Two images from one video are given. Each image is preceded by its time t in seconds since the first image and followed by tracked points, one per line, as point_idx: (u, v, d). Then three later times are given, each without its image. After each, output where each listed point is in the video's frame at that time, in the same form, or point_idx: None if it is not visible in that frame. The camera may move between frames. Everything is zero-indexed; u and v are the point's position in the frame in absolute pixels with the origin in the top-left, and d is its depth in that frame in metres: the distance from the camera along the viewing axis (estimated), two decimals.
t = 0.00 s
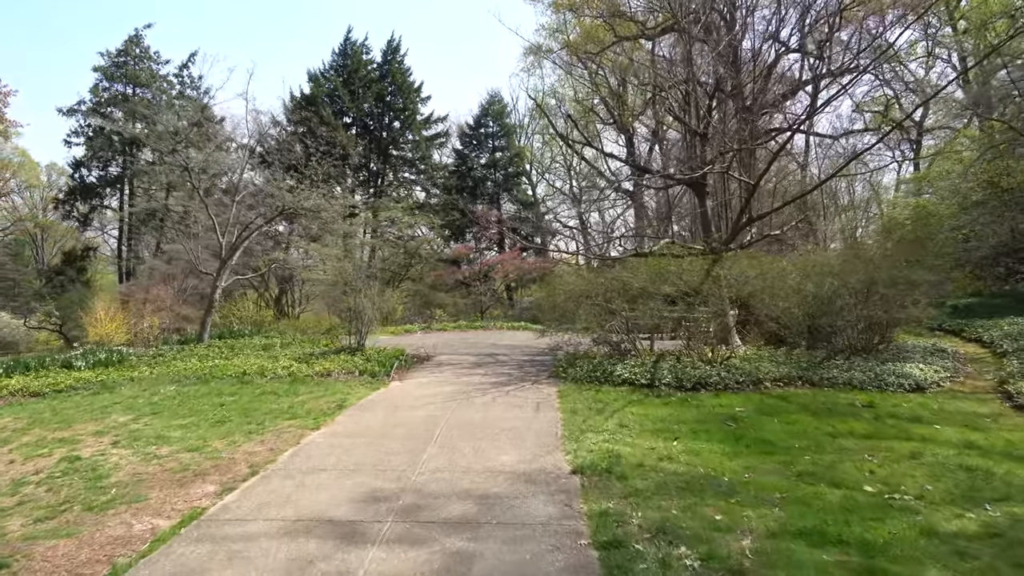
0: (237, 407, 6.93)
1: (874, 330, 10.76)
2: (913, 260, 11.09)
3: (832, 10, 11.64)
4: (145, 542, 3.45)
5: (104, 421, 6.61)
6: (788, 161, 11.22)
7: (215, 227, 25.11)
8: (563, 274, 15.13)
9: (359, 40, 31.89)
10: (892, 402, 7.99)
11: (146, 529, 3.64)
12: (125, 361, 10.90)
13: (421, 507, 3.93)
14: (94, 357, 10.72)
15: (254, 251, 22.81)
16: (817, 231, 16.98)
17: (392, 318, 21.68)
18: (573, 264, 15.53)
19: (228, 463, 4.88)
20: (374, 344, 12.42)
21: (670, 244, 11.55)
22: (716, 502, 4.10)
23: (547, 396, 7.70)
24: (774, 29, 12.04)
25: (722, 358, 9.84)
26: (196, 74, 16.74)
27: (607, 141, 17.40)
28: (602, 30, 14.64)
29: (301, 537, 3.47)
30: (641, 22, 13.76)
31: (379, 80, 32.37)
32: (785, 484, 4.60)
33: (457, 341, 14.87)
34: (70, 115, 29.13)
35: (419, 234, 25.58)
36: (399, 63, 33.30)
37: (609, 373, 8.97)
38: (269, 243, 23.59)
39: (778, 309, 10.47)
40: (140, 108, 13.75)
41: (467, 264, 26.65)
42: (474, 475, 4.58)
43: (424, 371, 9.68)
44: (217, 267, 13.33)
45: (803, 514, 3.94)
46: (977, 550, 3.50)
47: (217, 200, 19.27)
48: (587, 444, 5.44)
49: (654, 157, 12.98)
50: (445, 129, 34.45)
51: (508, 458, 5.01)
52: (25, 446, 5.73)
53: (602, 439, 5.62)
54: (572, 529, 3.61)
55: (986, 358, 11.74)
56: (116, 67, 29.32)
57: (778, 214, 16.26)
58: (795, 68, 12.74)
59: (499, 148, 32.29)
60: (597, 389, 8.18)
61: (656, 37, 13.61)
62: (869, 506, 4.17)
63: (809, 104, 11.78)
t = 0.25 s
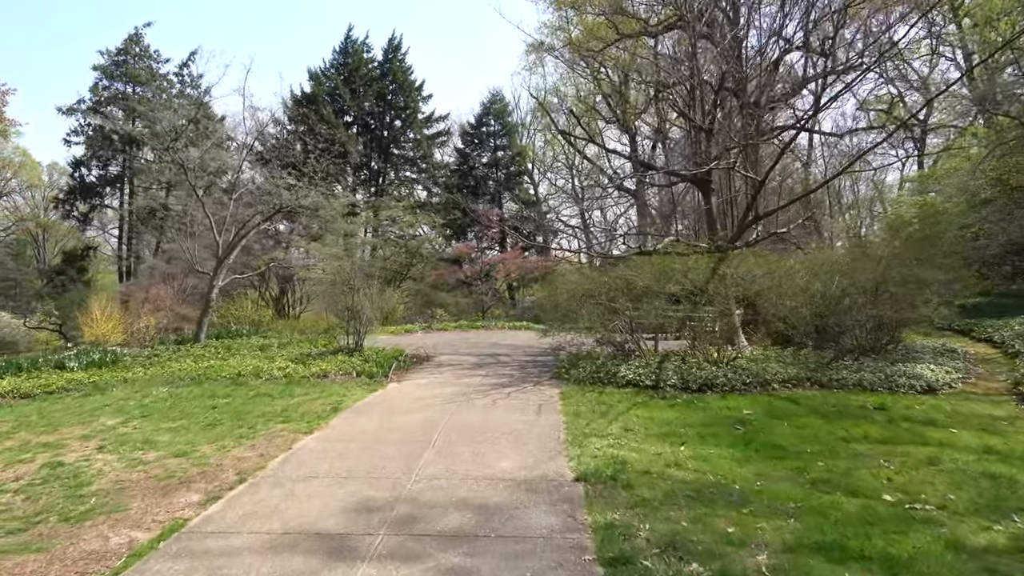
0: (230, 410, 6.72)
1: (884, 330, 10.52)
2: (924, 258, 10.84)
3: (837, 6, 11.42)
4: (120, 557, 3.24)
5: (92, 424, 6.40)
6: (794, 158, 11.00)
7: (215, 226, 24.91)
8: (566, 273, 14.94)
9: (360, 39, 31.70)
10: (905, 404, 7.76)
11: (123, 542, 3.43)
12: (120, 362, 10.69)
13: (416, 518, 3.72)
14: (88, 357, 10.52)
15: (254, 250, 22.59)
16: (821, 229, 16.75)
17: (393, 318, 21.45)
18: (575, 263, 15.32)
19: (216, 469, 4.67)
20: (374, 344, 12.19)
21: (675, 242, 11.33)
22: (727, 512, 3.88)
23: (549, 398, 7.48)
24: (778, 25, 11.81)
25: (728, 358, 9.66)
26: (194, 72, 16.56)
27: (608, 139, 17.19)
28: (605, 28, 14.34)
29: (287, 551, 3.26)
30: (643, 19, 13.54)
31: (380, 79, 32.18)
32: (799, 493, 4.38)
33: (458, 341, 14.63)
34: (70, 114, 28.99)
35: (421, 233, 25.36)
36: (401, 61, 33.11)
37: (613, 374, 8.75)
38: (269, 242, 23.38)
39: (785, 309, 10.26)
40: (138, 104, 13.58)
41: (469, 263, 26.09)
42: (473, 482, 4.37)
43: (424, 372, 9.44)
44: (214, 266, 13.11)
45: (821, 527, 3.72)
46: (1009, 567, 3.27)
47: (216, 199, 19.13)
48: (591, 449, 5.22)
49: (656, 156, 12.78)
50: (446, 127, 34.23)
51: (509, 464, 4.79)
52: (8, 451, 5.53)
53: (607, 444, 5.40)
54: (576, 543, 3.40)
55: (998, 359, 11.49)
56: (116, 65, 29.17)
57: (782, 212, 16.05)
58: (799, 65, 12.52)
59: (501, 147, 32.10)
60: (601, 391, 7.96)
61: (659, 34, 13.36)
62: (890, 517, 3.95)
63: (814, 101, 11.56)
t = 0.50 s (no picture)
0: (223, 414, 6.51)
1: (895, 332, 10.27)
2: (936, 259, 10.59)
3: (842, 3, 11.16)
4: None
5: (81, 429, 6.20)
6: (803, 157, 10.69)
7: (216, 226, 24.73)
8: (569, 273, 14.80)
9: (362, 38, 31.52)
10: (919, 409, 7.52)
11: (99, 559, 3.22)
12: (116, 364, 10.49)
13: (413, 534, 3.51)
14: (83, 359, 10.33)
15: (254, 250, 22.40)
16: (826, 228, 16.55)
17: (394, 318, 21.26)
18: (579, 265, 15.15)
19: (204, 479, 4.46)
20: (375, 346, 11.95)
21: (681, 242, 11.11)
22: (743, 527, 3.66)
23: (553, 402, 7.26)
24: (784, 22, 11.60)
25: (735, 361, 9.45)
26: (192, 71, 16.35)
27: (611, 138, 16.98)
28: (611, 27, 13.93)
29: (273, 571, 3.05)
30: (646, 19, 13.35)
31: (382, 78, 31.99)
32: (816, 505, 4.16)
33: (459, 342, 14.42)
34: (71, 114, 28.87)
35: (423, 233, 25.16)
36: (403, 60, 32.93)
37: (618, 378, 8.50)
38: (270, 242, 23.19)
39: (794, 310, 10.01)
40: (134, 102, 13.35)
41: (471, 263, 25.98)
42: (473, 494, 4.15)
43: (425, 374, 9.22)
44: (211, 266, 12.90)
45: (842, 544, 3.49)
46: None
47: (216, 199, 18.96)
48: (597, 458, 5.00)
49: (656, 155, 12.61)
50: (449, 127, 34.02)
51: (510, 474, 4.59)
52: None
53: (613, 452, 5.18)
54: (582, 562, 3.18)
55: (1011, 361, 11.23)
56: (118, 64, 29.04)
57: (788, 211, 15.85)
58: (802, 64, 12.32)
59: (504, 147, 31.90)
60: (606, 395, 7.74)
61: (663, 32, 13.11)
62: (914, 532, 3.72)
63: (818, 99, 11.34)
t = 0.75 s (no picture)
0: (216, 419, 6.30)
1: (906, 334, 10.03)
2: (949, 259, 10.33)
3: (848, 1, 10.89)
4: None
5: (69, 434, 6.00)
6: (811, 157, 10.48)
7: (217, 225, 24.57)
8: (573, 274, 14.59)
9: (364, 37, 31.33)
10: (935, 414, 7.29)
11: None
12: (112, 366, 10.31)
13: (409, 550, 3.31)
14: (78, 360, 10.14)
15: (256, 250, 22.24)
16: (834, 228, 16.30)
17: (396, 319, 21.09)
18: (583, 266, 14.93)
19: (191, 489, 4.26)
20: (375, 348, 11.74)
21: (687, 241, 10.89)
22: (760, 544, 3.44)
23: (557, 407, 7.03)
24: (790, 21, 11.37)
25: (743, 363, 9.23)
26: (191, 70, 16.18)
27: (615, 138, 16.76)
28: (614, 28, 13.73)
29: None
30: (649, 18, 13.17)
31: (384, 77, 31.81)
32: (836, 518, 3.94)
33: (461, 343, 14.19)
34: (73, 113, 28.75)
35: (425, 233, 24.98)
36: (405, 59, 32.74)
37: (623, 381, 8.29)
38: (271, 242, 23.01)
39: (804, 311, 9.76)
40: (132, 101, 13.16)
41: (474, 263, 25.93)
42: (474, 506, 3.95)
43: (425, 376, 9.01)
44: (210, 267, 12.71)
45: (867, 564, 3.27)
46: None
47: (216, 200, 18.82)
48: (603, 466, 4.78)
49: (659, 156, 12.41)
50: (451, 126, 33.79)
51: (512, 484, 4.37)
52: None
53: (620, 460, 4.96)
54: None
55: None
56: (119, 64, 28.92)
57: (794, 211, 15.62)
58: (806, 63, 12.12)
59: (506, 146, 31.68)
60: (611, 399, 7.52)
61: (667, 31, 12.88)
62: (942, 549, 3.50)
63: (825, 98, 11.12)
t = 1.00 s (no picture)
0: (208, 425, 6.08)
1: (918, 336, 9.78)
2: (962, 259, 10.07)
3: None
4: None
5: (55, 441, 5.79)
6: (819, 156, 10.26)
7: (217, 225, 24.38)
8: (576, 275, 14.38)
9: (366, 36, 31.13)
10: (951, 419, 7.05)
11: None
12: (107, 368, 10.12)
13: (405, 570, 3.10)
14: (72, 363, 9.94)
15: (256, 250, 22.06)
16: (839, 228, 16.08)
17: (398, 320, 20.92)
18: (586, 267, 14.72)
19: (176, 502, 4.05)
20: (375, 349, 11.54)
21: (693, 241, 10.67)
22: (780, 564, 3.23)
23: (560, 412, 6.82)
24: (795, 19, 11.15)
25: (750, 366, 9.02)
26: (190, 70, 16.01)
27: (617, 138, 16.56)
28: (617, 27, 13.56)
29: None
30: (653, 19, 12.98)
31: (386, 76, 31.61)
32: (856, 534, 3.73)
33: (462, 344, 13.97)
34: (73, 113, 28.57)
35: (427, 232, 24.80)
36: (407, 58, 32.56)
37: (629, 385, 8.07)
38: (271, 242, 22.83)
39: (813, 314, 9.51)
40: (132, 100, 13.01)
41: (476, 263, 25.71)
42: (473, 521, 3.74)
43: (425, 380, 8.81)
44: (207, 267, 12.52)
45: None
46: None
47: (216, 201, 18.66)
48: (610, 477, 4.56)
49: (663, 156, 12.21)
50: (453, 125, 33.60)
51: (514, 496, 4.16)
52: None
53: (627, 470, 4.73)
54: None
55: None
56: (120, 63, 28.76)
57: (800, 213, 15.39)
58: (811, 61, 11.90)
59: (509, 146, 31.48)
60: (616, 403, 7.30)
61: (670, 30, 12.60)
62: (974, 570, 3.27)
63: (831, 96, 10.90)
